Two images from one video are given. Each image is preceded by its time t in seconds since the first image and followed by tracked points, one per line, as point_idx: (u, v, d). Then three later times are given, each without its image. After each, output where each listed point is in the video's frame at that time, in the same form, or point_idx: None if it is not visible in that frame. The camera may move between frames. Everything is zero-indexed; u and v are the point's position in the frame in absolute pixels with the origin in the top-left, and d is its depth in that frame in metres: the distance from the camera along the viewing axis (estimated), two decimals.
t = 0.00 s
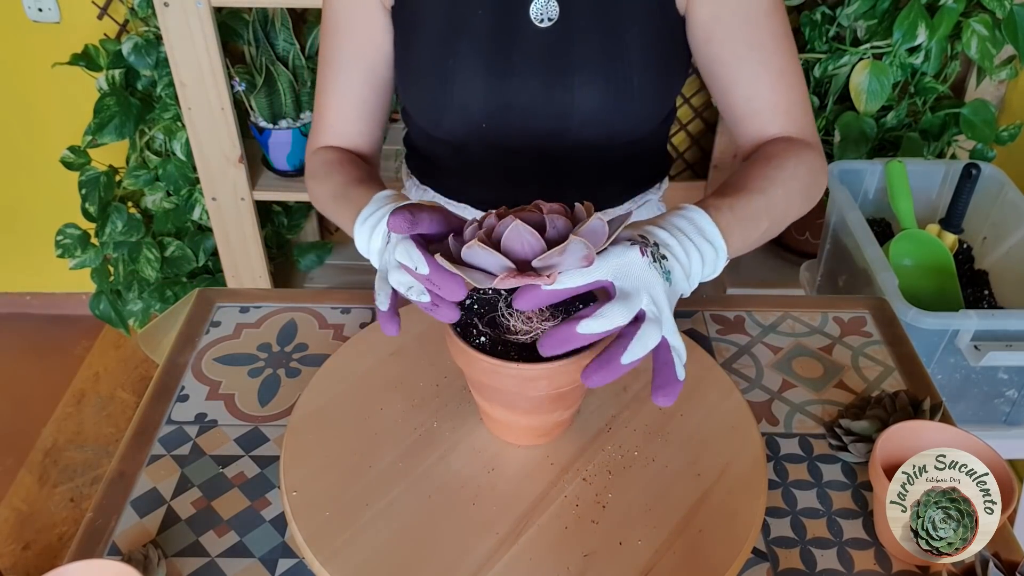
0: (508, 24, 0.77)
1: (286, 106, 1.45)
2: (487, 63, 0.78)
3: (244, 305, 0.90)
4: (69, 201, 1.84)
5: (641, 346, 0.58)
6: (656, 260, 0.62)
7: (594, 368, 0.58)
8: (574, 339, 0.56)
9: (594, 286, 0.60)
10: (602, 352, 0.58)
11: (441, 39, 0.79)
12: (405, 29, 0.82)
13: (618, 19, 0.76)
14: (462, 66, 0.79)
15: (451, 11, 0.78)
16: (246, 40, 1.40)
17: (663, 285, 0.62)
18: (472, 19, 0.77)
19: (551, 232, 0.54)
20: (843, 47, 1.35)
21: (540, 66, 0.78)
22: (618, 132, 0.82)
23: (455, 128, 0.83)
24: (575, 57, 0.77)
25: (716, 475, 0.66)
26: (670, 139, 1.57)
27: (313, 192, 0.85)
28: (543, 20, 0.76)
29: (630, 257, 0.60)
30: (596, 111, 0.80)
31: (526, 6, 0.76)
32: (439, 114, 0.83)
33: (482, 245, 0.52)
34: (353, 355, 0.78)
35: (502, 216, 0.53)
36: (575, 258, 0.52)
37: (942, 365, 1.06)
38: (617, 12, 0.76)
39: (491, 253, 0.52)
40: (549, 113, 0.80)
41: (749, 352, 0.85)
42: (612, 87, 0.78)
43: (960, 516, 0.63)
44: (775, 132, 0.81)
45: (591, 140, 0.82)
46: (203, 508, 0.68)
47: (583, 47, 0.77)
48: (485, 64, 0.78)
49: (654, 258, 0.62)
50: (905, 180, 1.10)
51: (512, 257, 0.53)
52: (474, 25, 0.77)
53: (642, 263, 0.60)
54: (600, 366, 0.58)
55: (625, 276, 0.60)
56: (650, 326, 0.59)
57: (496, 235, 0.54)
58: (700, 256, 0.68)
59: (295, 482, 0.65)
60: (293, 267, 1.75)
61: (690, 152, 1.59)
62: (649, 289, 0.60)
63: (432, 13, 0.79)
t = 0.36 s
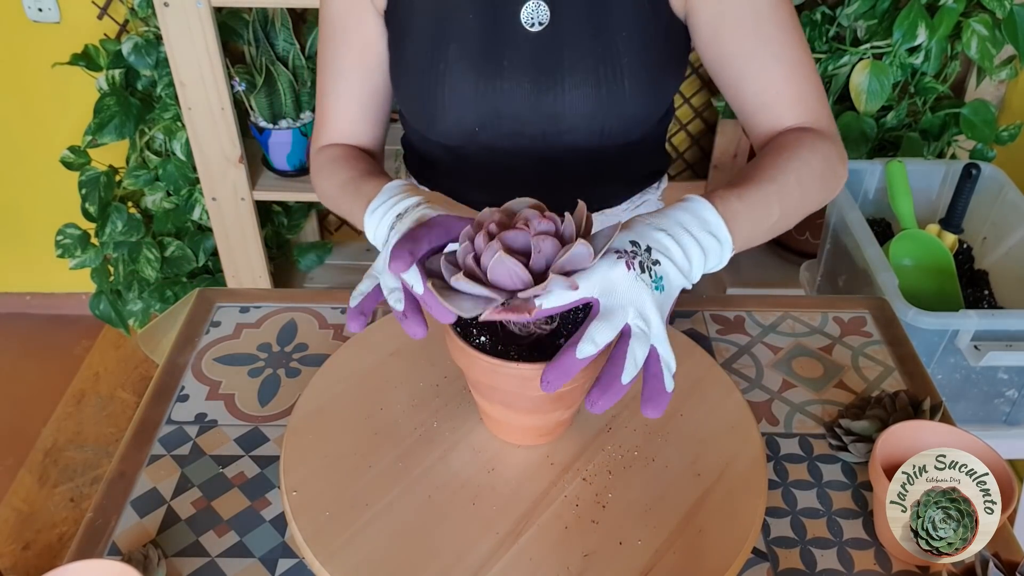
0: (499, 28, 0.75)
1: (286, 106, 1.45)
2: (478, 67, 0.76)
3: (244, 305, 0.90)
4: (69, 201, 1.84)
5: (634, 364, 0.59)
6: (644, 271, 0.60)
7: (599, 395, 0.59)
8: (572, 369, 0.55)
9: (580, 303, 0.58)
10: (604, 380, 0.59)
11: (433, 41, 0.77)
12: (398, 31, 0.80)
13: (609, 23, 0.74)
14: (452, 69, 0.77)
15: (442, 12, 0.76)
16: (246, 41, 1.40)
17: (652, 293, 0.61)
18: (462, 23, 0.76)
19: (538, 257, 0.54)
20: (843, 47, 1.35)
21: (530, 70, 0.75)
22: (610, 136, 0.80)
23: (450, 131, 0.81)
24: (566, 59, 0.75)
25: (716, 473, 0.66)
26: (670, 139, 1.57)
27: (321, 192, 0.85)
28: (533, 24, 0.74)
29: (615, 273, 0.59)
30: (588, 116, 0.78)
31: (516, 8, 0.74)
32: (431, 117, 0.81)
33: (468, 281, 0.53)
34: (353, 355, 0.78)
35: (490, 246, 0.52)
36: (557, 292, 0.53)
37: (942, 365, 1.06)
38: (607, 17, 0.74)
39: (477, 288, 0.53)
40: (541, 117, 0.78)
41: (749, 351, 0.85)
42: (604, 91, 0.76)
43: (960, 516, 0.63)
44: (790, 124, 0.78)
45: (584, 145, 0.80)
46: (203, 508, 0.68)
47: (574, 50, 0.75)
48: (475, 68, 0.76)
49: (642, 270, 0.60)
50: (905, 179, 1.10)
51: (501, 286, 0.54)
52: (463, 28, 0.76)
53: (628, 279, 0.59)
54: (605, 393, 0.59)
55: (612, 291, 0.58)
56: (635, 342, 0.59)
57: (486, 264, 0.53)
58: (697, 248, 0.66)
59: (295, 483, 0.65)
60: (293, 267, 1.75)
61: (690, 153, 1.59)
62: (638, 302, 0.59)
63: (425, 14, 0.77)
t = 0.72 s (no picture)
0: (516, 21, 0.78)
1: (286, 106, 1.44)
2: (492, 61, 0.79)
3: (244, 305, 0.90)
4: (69, 201, 1.84)
5: (643, 378, 0.60)
6: (666, 285, 0.61)
7: (603, 406, 0.60)
8: (581, 373, 0.55)
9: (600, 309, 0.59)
10: (610, 390, 0.60)
11: (447, 35, 0.80)
12: (409, 23, 0.82)
13: (623, 18, 0.77)
14: (464, 64, 0.80)
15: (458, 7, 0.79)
16: (246, 40, 1.40)
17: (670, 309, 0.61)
18: (478, 17, 0.78)
19: (562, 268, 0.52)
20: (844, 47, 1.35)
21: (545, 63, 0.78)
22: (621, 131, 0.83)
23: (460, 123, 0.84)
24: (582, 55, 0.78)
25: (716, 472, 0.66)
26: (670, 139, 1.57)
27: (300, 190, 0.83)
28: (550, 18, 0.77)
29: (643, 284, 0.59)
30: (601, 110, 0.80)
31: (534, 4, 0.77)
32: (441, 109, 0.84)
33: (496, 297, 0.51)
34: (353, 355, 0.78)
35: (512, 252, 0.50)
36: (591, 309, 0.53)
37: (942, 365, 1.06)
38: (624, 13, 0.77)
39: (497, 302, 0.51)
40: (554, 110, 0.81)
41: (749, 352, 0.85)
42: (616, 87, 0.79)
43: (960, 516, 0.63)
44: (780, 138, 0.79)
45: (596, 140, 0.83)
46: (203, 508, 0.68)
47: (590, 46, 0.78)
48: (489, 62, 0.79)
49: (664, 284, 0.61)
50: (905, 179, 1.10)
51: (521, 298, 0.52)
52: (479, 23, 0.78)
53: (653, 291, 0.59)
54: (610, 405, 0.60)
55: (634, 304, 0.59)
56: (647, 357, 0.60)
57: (505, 271, 0.52)
58: (711, 264, 0.67)
59: (296, 482, 0.65)
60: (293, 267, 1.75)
61: (689, 153, 1.59)
62: (656, 315, 0.60)
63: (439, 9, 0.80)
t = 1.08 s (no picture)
0: (525, 14, 0.82)
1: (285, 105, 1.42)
2: (501, 51, 0.83)
3: (244, 305, 0.90)
4: (69, 201, 1.84)
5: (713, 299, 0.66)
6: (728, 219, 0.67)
7: (677, 322, 0.66)
8: (657, 285, 0.64)
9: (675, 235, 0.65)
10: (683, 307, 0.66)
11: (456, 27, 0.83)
12: (416, 16, 0.85)
13: (631, 14, 0.82)
14: (474, 55, 0.84)
15: None
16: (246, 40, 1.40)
17: (731, 240, 0.67)
18: (487, 9, 0.82)
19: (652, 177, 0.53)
20: (843, 47, 1.35)
21: (557, 53, 0.83)
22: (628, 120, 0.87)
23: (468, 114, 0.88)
24: (590, 47, 0.83)
25: (716, 472, 0.66)
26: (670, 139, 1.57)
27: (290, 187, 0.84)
28: (559, 11, 0.81)
29: (713, 214, 0.65)
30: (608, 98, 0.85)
31: None
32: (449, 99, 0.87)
33: (602, 187, 0.50)
34: (352, 356, 0.78)
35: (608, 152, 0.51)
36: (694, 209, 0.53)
37: (942, 365, 1.06)
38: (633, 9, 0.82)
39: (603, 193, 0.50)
40: (562, 99, 0.85)
41: (749, 352, 0.85)
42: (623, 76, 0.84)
43: (960, 516, 0.64)
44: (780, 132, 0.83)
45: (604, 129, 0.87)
46: (203, 508, 0.68)
47: (598, 39, 0.82)
48: (499, 52, 0.83)
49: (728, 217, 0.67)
50: (905, 179, 1.10)
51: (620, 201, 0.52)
52: (488, 14, 0.82)
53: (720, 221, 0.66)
54: (683, 321, 0.65)
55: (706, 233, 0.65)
56: (716, 283, 0.66)
57: (600, 174, 0.52)
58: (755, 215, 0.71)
59: (296, 482, 0.65)
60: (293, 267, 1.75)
61: (689, 153, 1.59)
62: (723, 246, 0.66)
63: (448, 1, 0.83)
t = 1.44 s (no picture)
0: (547, 18, 0.82)
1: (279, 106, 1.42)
2: (522, 55, 0.83)
3: (244, 305, 0.90)
4: (69, 201, 1.84)
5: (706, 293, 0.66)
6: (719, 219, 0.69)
7: (672, 314, 0.65)
8: (659, 279, 0.64)
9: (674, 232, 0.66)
10: (677, 300, 0.65)
11: (471, 32, 0.82)
12: (425, 23, 0.84)
13: (647, 16, 0.84)
14: (493, 60, 0.84)
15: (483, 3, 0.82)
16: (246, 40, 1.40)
17: (721, 239, 0.71)
18: (505, 14, 0.82)
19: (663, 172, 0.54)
20: (843, 47, 1.35)
21: (579, 55, 0.84)
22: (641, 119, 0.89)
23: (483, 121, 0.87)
24: (612, 49, 0.84)
25: (716, 472, 0.66)
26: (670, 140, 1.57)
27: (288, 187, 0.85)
28: (579, 15, 0.82)
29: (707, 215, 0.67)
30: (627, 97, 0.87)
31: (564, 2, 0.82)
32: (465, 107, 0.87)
33: (620, 180, 0.50)
34: (352, 356, 0.78)
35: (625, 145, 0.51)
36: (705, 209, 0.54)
37: (942, 365, 1.06)
38: (651, 12, 0.84)
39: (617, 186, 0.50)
40: (584, 101, 0.86)
41: (749, 351, 0.85)
42: (642, 77, 0.86)
43: (960, 516, 0.64)
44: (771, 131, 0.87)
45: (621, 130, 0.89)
46: (203, 508, 0.68)
47: (619, 41, 0.84)
48: (519, 56, 0.83)
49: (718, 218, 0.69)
50: (905, 179, 1.10)
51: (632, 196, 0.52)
52: (507, 19, 0.82)
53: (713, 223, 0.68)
54: (677, 313, 0.65)
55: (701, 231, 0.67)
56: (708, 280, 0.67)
57: (615, 166, 0.52)
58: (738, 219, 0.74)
59: (296, 482, 0.65)
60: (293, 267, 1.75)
61: (689, 153, 1.59)
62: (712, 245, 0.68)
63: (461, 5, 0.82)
